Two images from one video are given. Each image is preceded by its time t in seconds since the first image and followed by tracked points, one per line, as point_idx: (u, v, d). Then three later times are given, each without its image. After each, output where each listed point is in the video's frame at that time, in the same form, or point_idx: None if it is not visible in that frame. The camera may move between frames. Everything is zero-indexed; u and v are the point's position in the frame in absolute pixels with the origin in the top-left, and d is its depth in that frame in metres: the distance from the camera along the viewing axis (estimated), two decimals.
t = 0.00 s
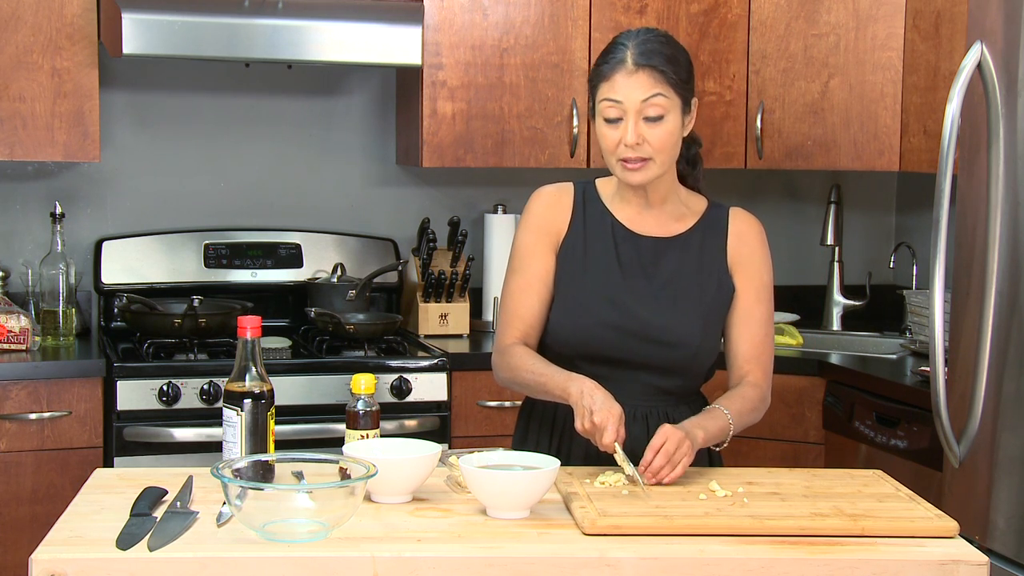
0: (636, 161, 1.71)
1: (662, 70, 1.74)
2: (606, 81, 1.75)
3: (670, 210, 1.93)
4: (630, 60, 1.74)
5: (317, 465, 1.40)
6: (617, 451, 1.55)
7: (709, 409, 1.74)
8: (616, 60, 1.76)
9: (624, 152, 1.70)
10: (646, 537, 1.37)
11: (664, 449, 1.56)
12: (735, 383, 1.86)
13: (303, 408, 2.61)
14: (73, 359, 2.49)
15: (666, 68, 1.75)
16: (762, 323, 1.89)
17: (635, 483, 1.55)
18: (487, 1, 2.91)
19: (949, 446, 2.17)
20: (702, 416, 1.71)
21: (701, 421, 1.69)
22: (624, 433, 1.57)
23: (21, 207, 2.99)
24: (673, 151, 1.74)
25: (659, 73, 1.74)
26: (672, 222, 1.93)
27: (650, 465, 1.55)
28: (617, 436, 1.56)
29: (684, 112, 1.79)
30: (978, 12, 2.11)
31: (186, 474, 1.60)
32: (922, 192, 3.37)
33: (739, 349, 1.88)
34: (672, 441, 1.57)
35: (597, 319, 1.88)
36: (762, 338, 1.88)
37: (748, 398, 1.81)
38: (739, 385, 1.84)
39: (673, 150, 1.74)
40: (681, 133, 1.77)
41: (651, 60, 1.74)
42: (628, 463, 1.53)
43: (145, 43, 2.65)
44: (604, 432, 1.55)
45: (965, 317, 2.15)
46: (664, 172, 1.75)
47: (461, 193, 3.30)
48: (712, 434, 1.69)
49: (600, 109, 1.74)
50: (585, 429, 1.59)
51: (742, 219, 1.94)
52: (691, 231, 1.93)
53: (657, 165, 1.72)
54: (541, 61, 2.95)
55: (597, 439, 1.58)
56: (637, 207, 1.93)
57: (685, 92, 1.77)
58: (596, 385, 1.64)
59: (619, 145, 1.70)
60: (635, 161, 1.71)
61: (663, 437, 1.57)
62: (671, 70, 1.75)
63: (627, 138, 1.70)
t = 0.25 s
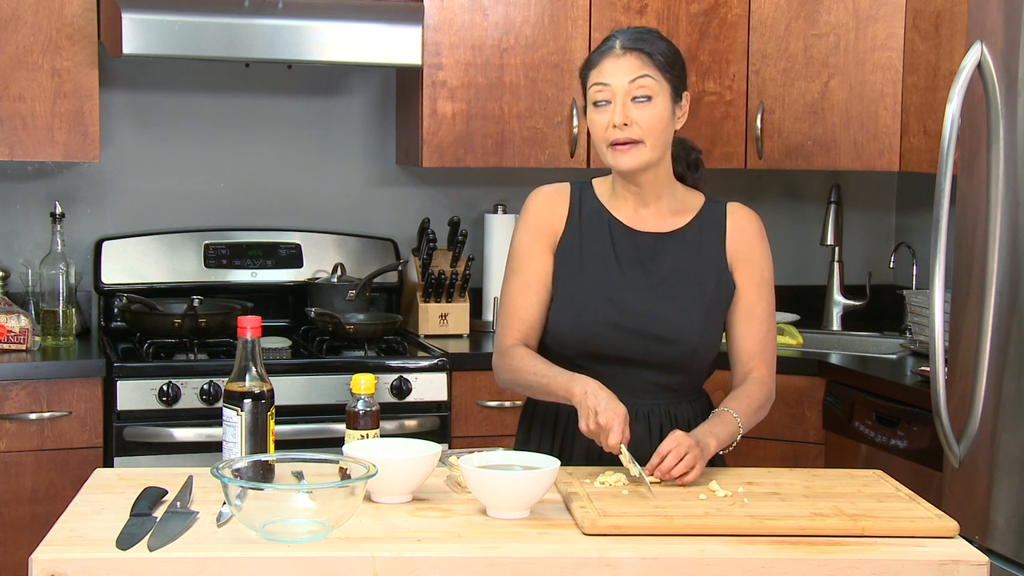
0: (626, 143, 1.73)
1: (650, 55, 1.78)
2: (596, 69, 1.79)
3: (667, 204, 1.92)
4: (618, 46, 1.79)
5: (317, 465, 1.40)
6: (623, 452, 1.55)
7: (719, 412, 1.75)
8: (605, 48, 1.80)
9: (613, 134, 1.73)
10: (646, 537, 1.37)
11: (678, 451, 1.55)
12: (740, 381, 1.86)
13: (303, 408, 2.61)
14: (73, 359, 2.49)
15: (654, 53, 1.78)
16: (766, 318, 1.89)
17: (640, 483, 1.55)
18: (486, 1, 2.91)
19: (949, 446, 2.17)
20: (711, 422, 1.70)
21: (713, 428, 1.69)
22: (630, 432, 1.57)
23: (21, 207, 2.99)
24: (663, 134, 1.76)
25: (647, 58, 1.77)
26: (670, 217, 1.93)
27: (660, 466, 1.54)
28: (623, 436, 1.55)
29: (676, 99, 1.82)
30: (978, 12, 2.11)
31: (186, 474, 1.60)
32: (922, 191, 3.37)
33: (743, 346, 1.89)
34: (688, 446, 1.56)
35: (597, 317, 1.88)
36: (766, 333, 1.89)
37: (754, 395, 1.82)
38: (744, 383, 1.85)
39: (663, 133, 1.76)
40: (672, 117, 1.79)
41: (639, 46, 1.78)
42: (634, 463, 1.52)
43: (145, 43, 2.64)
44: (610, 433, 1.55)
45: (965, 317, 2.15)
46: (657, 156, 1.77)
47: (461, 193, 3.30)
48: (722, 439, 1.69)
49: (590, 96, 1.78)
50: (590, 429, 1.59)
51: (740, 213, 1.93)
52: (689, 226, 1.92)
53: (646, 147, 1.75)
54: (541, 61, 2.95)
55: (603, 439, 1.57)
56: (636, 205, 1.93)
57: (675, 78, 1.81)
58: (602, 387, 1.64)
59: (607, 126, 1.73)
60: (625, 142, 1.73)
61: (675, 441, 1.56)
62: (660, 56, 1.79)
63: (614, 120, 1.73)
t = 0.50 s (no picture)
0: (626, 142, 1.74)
1: (654, 56, 1.78)
2: (600, 67, 1.79)
3: (669, 204, 1.93)
4: (624, 47, 1.79)
5: (317, 465, 1.40)
6: (626, 454, 1.55)
7: (718, 418, 1.75)
8: (611, 48, 1.80)
9: (613, 133, 1.73)
10: (646, 537, 1.37)
11: (682, 455, 1.57)
12: (740, 384, 1.86)
13: (303, 408, 2.61)
14: (73, 359, 2.49)
15: (659, 55, 1.78)
16: (765, 319, 1.90)
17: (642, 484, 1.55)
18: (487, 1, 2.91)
19: (949, 446, 2.17)
20: (712, 428, 1.71)
21: (714, 434, 1.69)
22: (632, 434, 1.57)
23: (21, 206, 2.99)
24: (664, 134, 1.76)
25: (651, 59, 1.77)
26: (672, 217, 1.93)
27: (662, 467, 1.56)
28: (626, 437, 1.55)
29: (680, 102, 1.81)
30: (978, 12, 2.11)
31: (186, 474, 1.60)
32: (922, 191, 3.37)
33: (743, 348, 1.89)
34: (694, 450, 1.59)
35: (598, 317, 1.88)
36: (765, 336, 1.89)
37: (753, 399, 1.82)
38: (743, 386, 1.84)
39: (664, 134, 1.76)
40: (675, 119, 1.79)
41: (644, 47, 1.78)
42: (636, 464, 1.53)
43: (145, 43, 2.65)
44: (612, 434, 1.55)
45: (965, 317, 2.15)
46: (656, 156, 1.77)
47: (461, 193, 3.30)
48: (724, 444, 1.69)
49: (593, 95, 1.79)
50: (593, 430, 1.58)
51: (741, 214, 1.94)
52: (690, 226, 1.93)
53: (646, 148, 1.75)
54: (541, 61, 2.95)
55: (605, 441, 1.57)
56: (638, 204, 1.93)
57: (680, 81, 1.80)
58: (603, 388, 1.64)
59: (608, 126, 1.73)
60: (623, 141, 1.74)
61: (680, 443, 1.59)
62: (665, 58, 1.79)
63: (616, 119, 1.73)
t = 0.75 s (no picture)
0: (645, 174, 1.72)
1: (680, 86, 1.73)
2: (623, 89, 1.73)
3: (674, 209, 1.93)
4: (651, 71, 1.73)
5: (317, 465, 1.40)
6: (627, 455, 1.56)
7: (717, 421, 1.75)
8: (635, 69, 1.73)
9: (632, 163, 1.71)
10: (646, 537, 1.37)
11: (683, 455, 1.58)
12: (739, 387, 1.86)
13: (302, 408, 2.61)
14: (73, 359, 2.49)
15: (684, 82, 1.74)
16: (766, 323, 1.90)
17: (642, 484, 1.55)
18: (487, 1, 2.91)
19: (949, 446, 2.17)
20: (711, 431, 1.71)
21: (713, 437, 1.69)
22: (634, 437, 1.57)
23: (21, 207, 2.99)
24: (681, 165, 1.75)
25: (678, 89, 1.73)
26: (677, 221, 1.93)
27: (664, 467, 1.56)
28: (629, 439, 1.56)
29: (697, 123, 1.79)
30: (978, 12, 2.11)
31: (186, 474, 1.60)
32: (922, 191, 3.37)
33: (743, 352, 1.88)
34: (694, 450, 1.59)
35: (602, 318, 1.88)
36: (765, 340, 1.89)
37: (752, 403, 1.81)
38: (743, 390, 1.84)
39: (681, 164, 1.75)
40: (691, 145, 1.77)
41: (670, 75, 1.73)
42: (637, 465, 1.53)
43: (145, 43, 2.64)
44: (614, 436, 1.56)
45: (965, 317, 2.15)
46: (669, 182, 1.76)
47: (461, 193, 3.30)
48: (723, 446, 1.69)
49: (613, 116, 1.73)
50: (595, 431, 1.59)
51: (745, 219, 1.95)
52: (694, 230, 1.93)
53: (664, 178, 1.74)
54: (541, 61, 2.95)
55: (607, 442, 1.57)
56: (642, 208, 1.93)
57: (700, 106, 1.77)
58: (606, 389, 1.64)
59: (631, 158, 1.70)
60: (643, 174, 1.72)
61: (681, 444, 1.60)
62: (689, 86, 1.74)
63: (640, 152, 1.70)
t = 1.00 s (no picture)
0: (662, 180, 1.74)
1: (701, 95, 1.73)
2: (644, 97, 1.73)
3: (681, 209, 1.92)
4: (673, 80, 1.72)
5: (317, 465, 1.40)
6: (627, 447, 1.56)
7: (719, 422, 1.75)
8: (657, 76, 1.73)
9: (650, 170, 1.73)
10: (646, 537, 1.37)
11: (684, 455, 1.58)
12: (742, 390, 1.86)
13: (302, 408, 2.61)
14: (73, 359, 2.49)
15: (704, 91, 1.74)
16: (770, 326, 1.90)
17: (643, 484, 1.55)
18: (487, 1, 2.91)
19: (949, 446, 2.17)
20: (711, 431, 1.71)
21: (714, 437, 1.69)
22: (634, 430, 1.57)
23: (21, 207, 2.99)
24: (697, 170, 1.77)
25: (699, 98, 1.73)
26: (683, 222, 1.93)
27: (665, 468, 1.56)
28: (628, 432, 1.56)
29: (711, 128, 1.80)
30: (978, 12, 2.11)
31: (186, 474, 1.60)
32: (922, 191, 3.37)
33: (746, 355, 1.89)
34: (695, 450, 1.59)
35: (607, 317, 1.88)
36: (768, 344, 1.89)
37: (754, 406, 1.81)
38: (745, 392, 1.84)
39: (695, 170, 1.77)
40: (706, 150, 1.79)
41: (692, 84, 1.72)
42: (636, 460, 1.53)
43: (145, 43, 2.65)
44: (615, 428, 1.56)
45: (965, 317, 2.15)
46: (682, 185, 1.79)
47: (461, 193, 3.30)
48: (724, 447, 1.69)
49: (633, 122, 1.74)
50: (595, 420, 1.58)
51: (751, 222, 1.95)
52: (701, 231, 1.93)
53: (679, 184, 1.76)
54: (541, 61, 2.95)
55: (608, 432, 1.57)
56: (650, 207, 1.93)
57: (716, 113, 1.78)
58: (609, 375, 1.64)
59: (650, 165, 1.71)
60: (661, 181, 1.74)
61: (681, 441, 1.60)
62: (709, 94, 1.74)
63: (660, 161, 1.71)
